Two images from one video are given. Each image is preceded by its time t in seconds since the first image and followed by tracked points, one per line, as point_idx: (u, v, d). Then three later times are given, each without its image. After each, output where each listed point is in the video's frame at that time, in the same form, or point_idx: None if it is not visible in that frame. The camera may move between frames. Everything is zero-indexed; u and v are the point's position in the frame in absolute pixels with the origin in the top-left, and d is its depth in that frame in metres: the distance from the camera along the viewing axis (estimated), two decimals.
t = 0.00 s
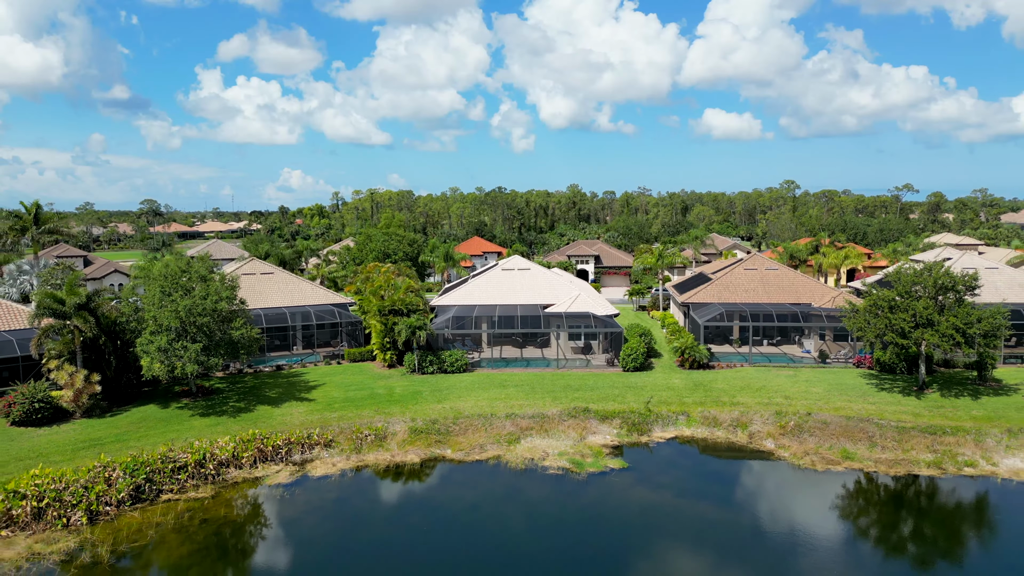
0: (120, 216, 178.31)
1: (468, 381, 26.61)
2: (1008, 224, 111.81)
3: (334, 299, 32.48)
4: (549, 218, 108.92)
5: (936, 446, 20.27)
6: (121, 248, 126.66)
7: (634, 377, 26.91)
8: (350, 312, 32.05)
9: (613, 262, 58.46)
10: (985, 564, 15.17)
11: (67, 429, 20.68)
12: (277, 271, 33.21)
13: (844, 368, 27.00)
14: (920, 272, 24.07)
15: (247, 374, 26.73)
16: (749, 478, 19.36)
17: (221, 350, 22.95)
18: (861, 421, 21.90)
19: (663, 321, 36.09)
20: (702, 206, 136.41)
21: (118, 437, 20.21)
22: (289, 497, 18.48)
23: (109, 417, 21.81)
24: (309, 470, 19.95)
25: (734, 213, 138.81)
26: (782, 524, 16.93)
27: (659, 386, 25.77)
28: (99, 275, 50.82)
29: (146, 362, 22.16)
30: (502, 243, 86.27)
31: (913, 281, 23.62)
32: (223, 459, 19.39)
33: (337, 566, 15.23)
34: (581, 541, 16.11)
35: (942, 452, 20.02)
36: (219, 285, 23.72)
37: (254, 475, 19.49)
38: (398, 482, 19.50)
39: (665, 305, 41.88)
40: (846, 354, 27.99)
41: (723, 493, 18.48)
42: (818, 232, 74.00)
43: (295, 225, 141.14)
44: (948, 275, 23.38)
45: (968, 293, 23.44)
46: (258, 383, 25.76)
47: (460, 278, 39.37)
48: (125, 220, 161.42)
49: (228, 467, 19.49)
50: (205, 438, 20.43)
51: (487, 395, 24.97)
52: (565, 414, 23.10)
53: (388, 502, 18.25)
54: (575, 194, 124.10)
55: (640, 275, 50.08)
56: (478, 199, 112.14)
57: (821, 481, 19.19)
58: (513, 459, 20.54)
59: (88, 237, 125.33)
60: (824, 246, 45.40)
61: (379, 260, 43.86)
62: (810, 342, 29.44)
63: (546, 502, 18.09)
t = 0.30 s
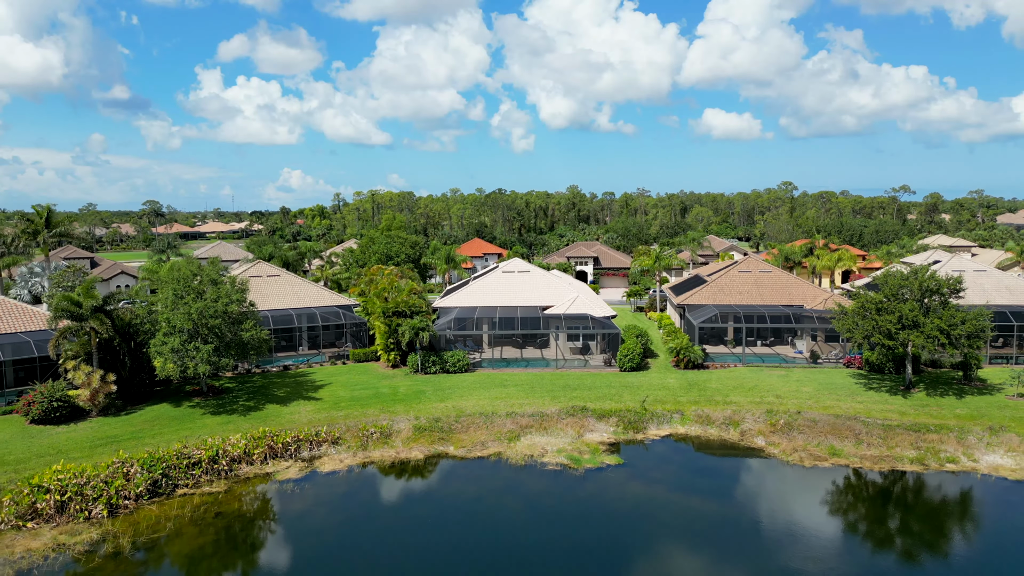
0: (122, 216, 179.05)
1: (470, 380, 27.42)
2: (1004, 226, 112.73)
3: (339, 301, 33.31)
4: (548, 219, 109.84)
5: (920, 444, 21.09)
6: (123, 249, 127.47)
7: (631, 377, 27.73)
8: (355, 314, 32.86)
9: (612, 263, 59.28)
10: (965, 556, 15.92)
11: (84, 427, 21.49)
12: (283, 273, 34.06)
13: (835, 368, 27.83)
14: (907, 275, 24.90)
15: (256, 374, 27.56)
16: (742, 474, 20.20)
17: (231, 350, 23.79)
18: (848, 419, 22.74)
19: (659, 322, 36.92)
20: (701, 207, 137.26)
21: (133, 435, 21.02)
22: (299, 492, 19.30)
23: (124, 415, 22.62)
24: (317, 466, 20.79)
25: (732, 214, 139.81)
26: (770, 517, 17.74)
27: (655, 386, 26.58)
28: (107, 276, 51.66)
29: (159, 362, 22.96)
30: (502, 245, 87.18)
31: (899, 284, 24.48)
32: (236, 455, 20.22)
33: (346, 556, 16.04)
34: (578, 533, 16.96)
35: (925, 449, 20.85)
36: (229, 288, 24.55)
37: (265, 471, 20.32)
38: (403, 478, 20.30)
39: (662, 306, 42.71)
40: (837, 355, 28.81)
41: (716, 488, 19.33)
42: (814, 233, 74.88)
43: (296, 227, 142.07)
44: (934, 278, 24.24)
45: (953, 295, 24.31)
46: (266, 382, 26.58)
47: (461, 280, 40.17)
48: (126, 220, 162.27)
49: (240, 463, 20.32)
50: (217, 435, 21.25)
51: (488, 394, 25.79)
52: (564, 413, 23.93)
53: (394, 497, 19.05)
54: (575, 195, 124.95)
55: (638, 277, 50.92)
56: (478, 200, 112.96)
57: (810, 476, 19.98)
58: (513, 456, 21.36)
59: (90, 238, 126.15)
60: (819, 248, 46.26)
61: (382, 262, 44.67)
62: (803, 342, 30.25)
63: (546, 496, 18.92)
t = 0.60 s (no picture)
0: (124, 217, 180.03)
1: (472, 380, 28.30)
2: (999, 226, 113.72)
3: (344, 303, 34.19)
4: (548, 220, 110.77)
5: (903, 441, 21.96)
6: (126, 249, 128.38)
7: (629, 377, 28.58)
8: (359, 315, 33.73)
9: (610, 265, 60.10)
10: (944, 548, 16.72)
11: (101, 424, 22.38)
12: (289, 275, 34.95)
13: (825, 368, 28.72)
14: (893, 279, 25.80)
15: (264, 374, 28.44)
16: (733, 470, 21.09)
17: (241, 351, 24.68)
18: (836, 418, 23.63)
19: (656, 323, 37.76)
20: (699, 209, 138.18)
21: (149, 432, 21.91)
22: (309, 486, 20.17)
23: (139, 413, 23.50)
24: (325, 462, 21.67)
25: (731, 215, 140.69)
26: (759, 510, 18.62)
27: (651, 385, 27.47)
28: (114, 277, 52.53)
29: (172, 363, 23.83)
30: (502, 246, 88.06)
31: (886, 287, 25.39)
32: (248, 452, 21.09)
33: (350, 551, 16.75)
34: (575, 525, 17.85)
35: (908, 446, 21.72)
36: (239, 291, 25.44)
37: (276, 467, 21.21)
38: (406, 476, 21.05)
39: (659, 308, 43.57)
40: (828, 355, 29.68)
41: (707, 483, 20.24)
42: (811, 234, 75.85)
43: (298, 228, 143.22)
44: (919, 281, 25.14)
45: (937, 298, 25.21)
46: (274, 382, 27.45)
47: (462, 282, 41.03)
48: (128, 221, 163.26)
49: (252, 459, 21.19)
50: (229, 433, 22.14)
51: (489, 393, 26.66)
52: (562, 411, 24.81)
53: (400, 492, 19.93)
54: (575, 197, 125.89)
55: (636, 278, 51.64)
56: (479, 201, 113.87)
57: (801, 472, 20.81)
58: (513, 452, 22.25)
59: (93, 239, 127.13)
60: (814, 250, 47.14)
61: (385, 264, 45.56)
62: (795, 343, 31.13)
63: (544, 490, 19.82)
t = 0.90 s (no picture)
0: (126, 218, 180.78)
1: (473, 379, 29.23)
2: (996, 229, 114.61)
3: (348, 305, 35.09)
4: (548, 221, 111.67)
5: (888, 438, 22.87)
6: (129, 250, 129.17)
7: (626, 377, 29.49)
8: (363, 316, 34.61)
9: (609, 267, 60.89)
10: (924, 542, 17.52)
11: (117, 423, 23.29)
12: (295, 278, 35.85)
13: (815, 368, 29.61)
14: (880, 282, 26.74)
15: (271, 374, 29.31)
16: (724, 467, 21.97)
17: (251, 352, 25.57)
18: (824, 416, 24.54)
19: (652, 324, 38.65)
20: (698, 210, 139.00)
21: (163, 430, 22.81)
22: (317, 482, 21.11)
23: (153, 412, 24.42)
24: (333, 458, 22.59)
25: (729, 215, 141.55)
26: (748, 505, 19.52)
27: (647, 385, 28.37)
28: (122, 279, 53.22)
29: (185, 363, 24.72)
30: (502, 247, 88.90)
31: (872, 289, 26.31)
32: (259, 449, 22.04)
33: (355, 548, 17.46)
34: (572, 519, 18.77)
35: (892, 443, 22.64)
36: (249, 294, 26.33)
37: (286, 463, 22.12)
38: (406, 476, 21.73)
39: (656, 309, 44.44)
40: (819, 356, 30.57)
41: (698, 479, 21.17)
42: (807, 236, 76.78)
43: (299, 229, 144.19)
44: (905, 284, 26.06)
45: (922, 300, 26.16)
46: (281, 382, 28.35)
47: (463, 284, 41.91)
48: (130, 222, 164.09)
49: (263, 455, 22.12)
50: (240, 430, 23.06)
51: (490, 393, 27.55)
52: (561, 410, 25.71)
53: (405, 488, 20.86)
54: (574, 198, 126.72)
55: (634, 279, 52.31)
56: (478, 203, 114.74)
57: (790, 469, 21.70)
58: (513, 449, 23.14)
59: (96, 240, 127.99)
60: (808, 254, 48.05)
61: (387, 266, 46.41)
62: (787, 344, 32.01)
63: (543, 485, 20.73)
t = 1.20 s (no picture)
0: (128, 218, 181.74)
1: (474, 380, 30.15)
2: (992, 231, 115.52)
3: (353, 307, 36.00)
4: (548, 223, 112.68)
5: (873, 436, 23.80)
6: (132, 251, 130.12)
7: (623, 377, 30.38)
8: (367, 318, 35.52)
9: (607, 268, 61.78)
10: (905, 537, 18.34)
11: (132, 422, 24.22)
12: (301, 280, 36.78)
13: (806, 369, 30.55)
14: (867, 287, 27.68)
15: (279, 374, 30.24)
16: (716, 464, 22.90)
17: (261, 353, 26.47)
18: (813, 415, 25.46)
19: (649, 325, 39.58)
20: (697, 211, 139.98)
21: (176, 429, 23.73)
22: (325, 478, 22.02)
23: (166, 411, 25.34)
24: (340, 456, 23.51)
25: (728, 216, 142.78)
26: (737, 499, 20.45)
27: (642, 385, 29.30)
28: (129, 281, 53.78)
29: (197, 364, 25.63)
30: (502, 249, 89.90)
31: (860, 293, 27.23)
32: (269, 447, 22.96)
33: (360, 544, 18.18)
34: (570, 513, 19.68)
35: (878, 441, 23.56)
36: (258, 298, 27.23)
37: (295, 460, 23.05)
38: (406, 475, 22.40)
39: (653, 310, 45.38)
40: (810, 357, 31.50)
41: (691, 475, 22.10)
42: (804, 238, 77.69)
43: (301, 230, 145.41)
44: (892, 288, 26.97)
45: (908, 303, 27.06)
46: (289, 382, 29.29)
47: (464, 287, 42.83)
48: (133, 223, 165.08)
49: (273, 453, 23.04)
50: (250, 429, 23.98)
51: (491, 392, 28.47)
52: (559, 409, 26.63)
53: (410, 484, 21.76)
54: (574, 199, 127.66)
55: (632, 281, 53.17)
56: (478, 204, 115.67)
57: (779, 466, 22.62)
58: (514, 447, 24.04)
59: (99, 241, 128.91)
60: (802, 257, 48.95)
61: (390, 268, 47.31)
62: (779, 345, 32.94)
63: (541, 482, 21.64)
